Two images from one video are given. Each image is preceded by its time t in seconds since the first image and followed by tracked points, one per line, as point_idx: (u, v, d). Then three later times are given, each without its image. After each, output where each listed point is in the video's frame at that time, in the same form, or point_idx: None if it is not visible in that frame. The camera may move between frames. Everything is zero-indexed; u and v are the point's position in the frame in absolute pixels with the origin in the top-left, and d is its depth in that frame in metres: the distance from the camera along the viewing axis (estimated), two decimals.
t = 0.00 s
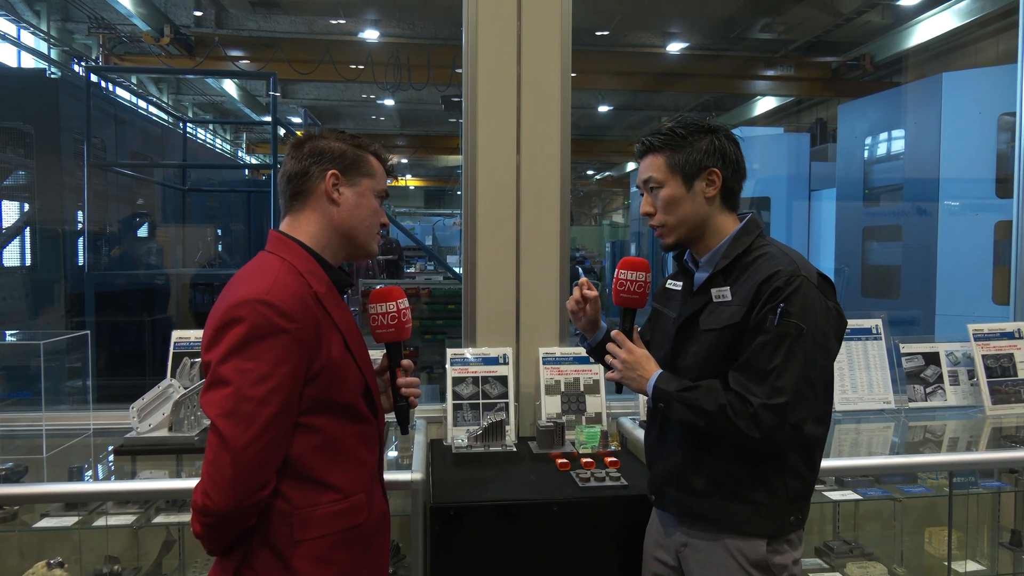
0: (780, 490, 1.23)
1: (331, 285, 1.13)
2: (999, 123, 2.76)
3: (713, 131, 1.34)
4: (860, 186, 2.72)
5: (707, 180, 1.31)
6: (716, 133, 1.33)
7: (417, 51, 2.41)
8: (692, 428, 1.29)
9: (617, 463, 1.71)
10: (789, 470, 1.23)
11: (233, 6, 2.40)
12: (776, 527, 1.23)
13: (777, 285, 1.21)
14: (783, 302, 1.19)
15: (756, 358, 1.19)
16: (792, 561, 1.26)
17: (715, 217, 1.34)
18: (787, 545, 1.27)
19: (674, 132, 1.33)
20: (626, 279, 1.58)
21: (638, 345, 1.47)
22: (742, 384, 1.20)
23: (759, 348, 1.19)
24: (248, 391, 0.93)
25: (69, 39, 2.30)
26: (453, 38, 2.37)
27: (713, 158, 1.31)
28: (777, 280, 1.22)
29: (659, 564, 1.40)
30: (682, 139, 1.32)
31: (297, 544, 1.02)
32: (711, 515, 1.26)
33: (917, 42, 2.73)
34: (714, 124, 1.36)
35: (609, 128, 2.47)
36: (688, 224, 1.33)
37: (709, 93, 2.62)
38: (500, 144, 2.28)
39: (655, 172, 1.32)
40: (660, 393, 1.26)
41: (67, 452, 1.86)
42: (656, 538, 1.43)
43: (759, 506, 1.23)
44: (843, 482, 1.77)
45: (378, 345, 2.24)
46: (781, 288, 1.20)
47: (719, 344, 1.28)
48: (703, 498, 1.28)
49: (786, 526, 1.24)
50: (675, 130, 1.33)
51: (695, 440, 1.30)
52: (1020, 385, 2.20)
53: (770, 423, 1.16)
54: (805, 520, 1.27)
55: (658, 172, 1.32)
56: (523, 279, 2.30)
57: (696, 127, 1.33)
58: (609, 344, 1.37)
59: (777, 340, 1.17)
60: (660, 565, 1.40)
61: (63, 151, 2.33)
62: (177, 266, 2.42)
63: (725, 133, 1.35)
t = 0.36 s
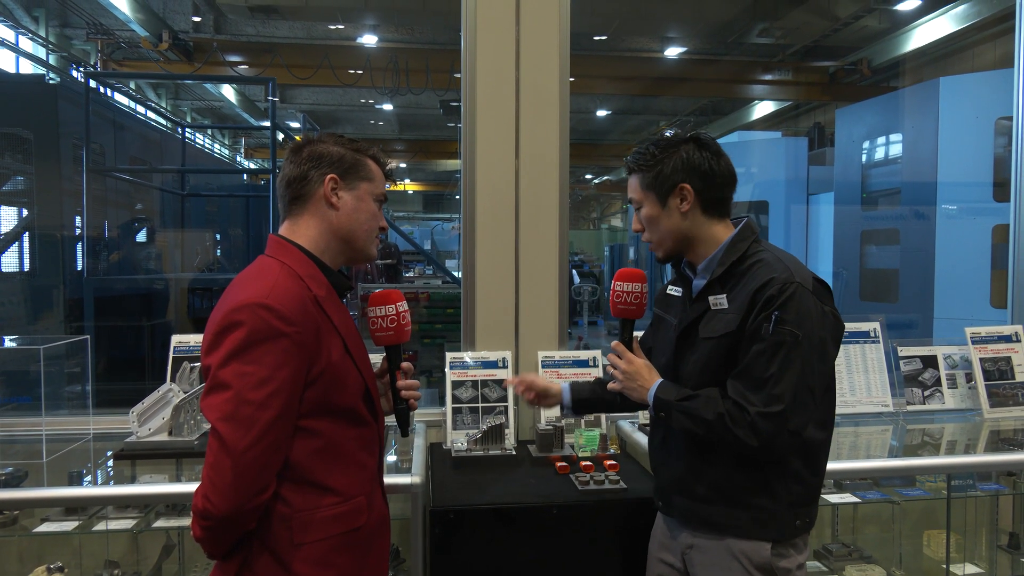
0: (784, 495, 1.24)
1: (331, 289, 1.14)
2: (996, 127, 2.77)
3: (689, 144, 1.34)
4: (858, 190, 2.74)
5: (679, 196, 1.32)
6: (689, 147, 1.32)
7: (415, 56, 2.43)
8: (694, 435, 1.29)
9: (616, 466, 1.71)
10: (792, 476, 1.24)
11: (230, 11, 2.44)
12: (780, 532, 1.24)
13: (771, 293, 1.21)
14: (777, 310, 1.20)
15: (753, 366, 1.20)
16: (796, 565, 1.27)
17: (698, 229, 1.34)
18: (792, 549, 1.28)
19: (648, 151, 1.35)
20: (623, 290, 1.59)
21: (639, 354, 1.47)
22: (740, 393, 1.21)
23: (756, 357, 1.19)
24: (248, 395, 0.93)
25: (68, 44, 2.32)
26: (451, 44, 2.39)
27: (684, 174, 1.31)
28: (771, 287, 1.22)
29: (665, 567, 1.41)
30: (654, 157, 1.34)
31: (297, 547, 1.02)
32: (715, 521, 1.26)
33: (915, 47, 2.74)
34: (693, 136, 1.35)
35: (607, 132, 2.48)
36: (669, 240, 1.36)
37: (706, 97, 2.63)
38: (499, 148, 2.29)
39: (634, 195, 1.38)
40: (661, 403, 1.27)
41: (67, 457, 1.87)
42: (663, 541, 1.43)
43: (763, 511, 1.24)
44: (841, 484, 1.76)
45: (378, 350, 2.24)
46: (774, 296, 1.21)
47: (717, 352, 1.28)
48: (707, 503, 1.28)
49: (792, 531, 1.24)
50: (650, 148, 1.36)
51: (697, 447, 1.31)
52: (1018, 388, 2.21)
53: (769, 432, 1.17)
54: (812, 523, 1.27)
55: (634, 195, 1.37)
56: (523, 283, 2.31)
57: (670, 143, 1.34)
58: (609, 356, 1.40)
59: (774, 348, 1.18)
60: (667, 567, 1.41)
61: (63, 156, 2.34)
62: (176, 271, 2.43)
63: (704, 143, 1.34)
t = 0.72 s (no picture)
0: (793, 493, 1.25)
1: (332, 293, 1.14)
2: (994, 130, 2.78)
3: (654, 166, 1.35)
4: (858, 193, 2.76)
5: (647, 219, 1.34)
6: (653, 170, 1.34)
7: (414, 60, 2.44)
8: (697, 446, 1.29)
9: (617, 469, 1.71)
10: (798, 473, 1.25)
11: (231, 16, 2.41)
12: (793, 531, 1.25)
13: (750, 295, 1.23)
14: (757, 311, 1.21)
15: (742, 369, 1.21)
16: (812, 566, 1.28)
17: (671, 247, 1.36)
18: (809, 549, 1.28)
19: (617, 175, 1.38)
20: (608, 311, 1.65)
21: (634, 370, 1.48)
22: (733, 399, 1.21)
23: (743, 360, 1.20)
24: (251, 399, 0.93)
25: (67, 48, 2.33)
26: (450, 47, 2.40)
27: (650, 196, 1.33)
28: (749, 290, 1.24)
29: (672, 571, 1.41)
30: (622, 182, 1.36)
31: (299, 551, 1.02)
32: (730, 529, 1.27)
33: (913, 49, 2.75)
34: (658, 156, 1.36)
35: (605, 135, 2.50)
36: (643, 261, 1.38)
37: (703, 101, 2.63)
38: (499, 152, 2.30)
39: (607, 219, 1.41)
40: (659, 417, 1.28)
41: (68, 461, 1.87)
42: (672, 545, 1.43)
43: (776, 513, 1.24)
44: (842, 487, 1.78)
45: (378, 353, 2.25)
46: (753, 298, 1.23)
47: (708, 359, 1.29)
48: (720, 513, 1.28)
49: (807, 528, 1.26)
50: (618, 172, 1.38)
51: (701, 456, 1.31)
52: (1017, 390, 2.22)
53: (765, 433, 1.17)
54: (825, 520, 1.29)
55: (607, 219, 1.40)
56: (522, 286, 2.32)
57: (636, 165, 1.36)
58: (603, 377, 1.43)
59: (759, 349, 1.19)
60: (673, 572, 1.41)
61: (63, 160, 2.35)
62: (176, 275, 2.42)
63: (669, 163, 1.35)
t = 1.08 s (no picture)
0: (788, 493, 1.26)
1: (335, 296, 1.15)
2: (994, 133, 2.77)
3: (643, 171, 1.36)
4: (856, 195, 2.84)
5: (638, 223, 1.35)
6: (643, 175, 1.35)
7: (414, 63, 2.45)
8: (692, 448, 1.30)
9: (618, 471, 1.71)
10: (793, 473, 1.26)
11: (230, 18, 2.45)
12: (790, 532, 1.25)
13: (740, 299, 1.24)
14: (749, 315, 1.22)
15: (734, 372, 1.22)
16: (809, 565, 1.28)
17: (663, 251, 1.36)
18: (807, 548, 1.29)
19: (607, 181, 1.39)
20: (604, 315, 1.66)
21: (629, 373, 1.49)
22: (726, 402, 1.22)
23: (735, 363, 1.21)
24: (255, 401, 0.94)
25: (67, 52, 2.32)
26: (450, 50, 2.40)
27: (640, 201, 1.34)
28: (739, 294, 1.25)
29: (671, 572, 1.41)
30: (612, 187, 1.37)
31: (303, 553, 1.03)
32: (726, 531, 1.27)
33: (912, 53, 2.78)
34: (647, 162, 1.37)
35: (606, 138, 2.50)
36: (635, 265, 1.39)
37: (703, 103, 2.66)
38: (499, 155, 2.31)
39: (599, 224, 1.42)
40: (654, 420, 1.29)
41: (71, 463, 1.87)
42: (671, 546, 1.44)
43: (773, 514, 1.25)
44: (842, 489, 1.81)
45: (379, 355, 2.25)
46: (744, 302, 1.23)
47: (702, 363, 1.30)
48: (717, 515, 1.28)
49: (803, 526, 1.27)
50: (609, 178, 1.39)
51: (697, 458, 1.31)
52: (1017, 391, 2.22)
53: (758, 435, 1.18)
54: (821, 520, 1.29)
55: (598, 225, 1.41)
56: (523, 288, 2.32)
57: (626, 171, 1.37)
58: (601, 378, 1.44)
59: (750, 352, 1.20)
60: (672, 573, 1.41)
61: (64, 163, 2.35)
62: (177, 277, 2.42)
63: (658, 168, 1.36)
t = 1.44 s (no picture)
0: (787, 493, 1.26)
1: (338, 298, 1.15)
2: (993, 132, 2.77)
3: (648, 168, 1.37)
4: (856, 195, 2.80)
5: (642, 220, 1.35)
6: (647, 172, 1.35)
7: (414, 64, 2.46)
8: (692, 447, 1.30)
9: (620, 471, 1.72)
10: (792, 472, 1.26)
11: (231, 20, 2.44)
12: (789, 531, 1.25)
13: (742, 298, 1.24)
14: (750, 314, 1.22)
15: (734, 371, 1.22)
16: (809, 564, 1.28)
17: (666, 248, 1.37)
18: (806, 548, 1.29)
19: (611, 177, 1.39)
20: (606, 312, 1.65)
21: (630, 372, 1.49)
22: (726, 400, 1.22)
23: (736, 361, 1.22)
24: (260, 402, 0.94)
25: (67, 53, 2.35)
26: (450, 51, 2.41)
27: (644, 198, 1.34)
28: (741, 292, 1.25)
29: (671, 572, 1.41)
30: (617, 184, 1.37)
31: (307, 553, 1.03)
32: (725, 530, 1.27)
33: (911, 52, 2.78)
34: (651, 159, 1.38)
35: (605, 138, 2.51)
36: (638, 261, 1.39)
37: (704, 103, 2.67)
38: (500, 156, 2.31)
39: (602, 220, 1.42)
40: (654, 417, 1.29)
41: (73, 464, 1.87)
42: (670, 545, 1.44)
43: (771, 513, 1.25)
44: (843, 488, 1.80)
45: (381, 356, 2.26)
46: (746, 301, 1.24)
47: (702, 362, 1.30)
48: (717, 514, 1.29)
49: (801, 527, 1.27)
50: (613, 174, 1.39)
51: (696, 455, 1.32)
52: (1018, 391, 2.22)
53: (757, 433, 1.18)
54: (820, 520, 1.29)
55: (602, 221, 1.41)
56: (524, 289, 2.33)
57: (631, 168, 1.37)
58: (602, 376, 1.44)
59: (751, 351, 1.20)
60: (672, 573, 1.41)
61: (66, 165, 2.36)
62: (178, 278, 2.43)
63: (663, 165, 1.37)
